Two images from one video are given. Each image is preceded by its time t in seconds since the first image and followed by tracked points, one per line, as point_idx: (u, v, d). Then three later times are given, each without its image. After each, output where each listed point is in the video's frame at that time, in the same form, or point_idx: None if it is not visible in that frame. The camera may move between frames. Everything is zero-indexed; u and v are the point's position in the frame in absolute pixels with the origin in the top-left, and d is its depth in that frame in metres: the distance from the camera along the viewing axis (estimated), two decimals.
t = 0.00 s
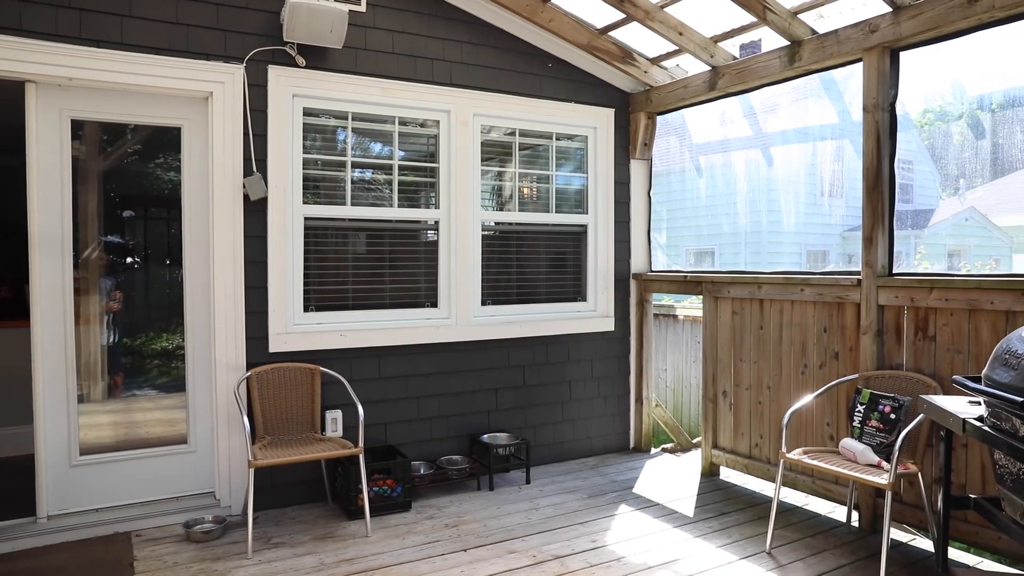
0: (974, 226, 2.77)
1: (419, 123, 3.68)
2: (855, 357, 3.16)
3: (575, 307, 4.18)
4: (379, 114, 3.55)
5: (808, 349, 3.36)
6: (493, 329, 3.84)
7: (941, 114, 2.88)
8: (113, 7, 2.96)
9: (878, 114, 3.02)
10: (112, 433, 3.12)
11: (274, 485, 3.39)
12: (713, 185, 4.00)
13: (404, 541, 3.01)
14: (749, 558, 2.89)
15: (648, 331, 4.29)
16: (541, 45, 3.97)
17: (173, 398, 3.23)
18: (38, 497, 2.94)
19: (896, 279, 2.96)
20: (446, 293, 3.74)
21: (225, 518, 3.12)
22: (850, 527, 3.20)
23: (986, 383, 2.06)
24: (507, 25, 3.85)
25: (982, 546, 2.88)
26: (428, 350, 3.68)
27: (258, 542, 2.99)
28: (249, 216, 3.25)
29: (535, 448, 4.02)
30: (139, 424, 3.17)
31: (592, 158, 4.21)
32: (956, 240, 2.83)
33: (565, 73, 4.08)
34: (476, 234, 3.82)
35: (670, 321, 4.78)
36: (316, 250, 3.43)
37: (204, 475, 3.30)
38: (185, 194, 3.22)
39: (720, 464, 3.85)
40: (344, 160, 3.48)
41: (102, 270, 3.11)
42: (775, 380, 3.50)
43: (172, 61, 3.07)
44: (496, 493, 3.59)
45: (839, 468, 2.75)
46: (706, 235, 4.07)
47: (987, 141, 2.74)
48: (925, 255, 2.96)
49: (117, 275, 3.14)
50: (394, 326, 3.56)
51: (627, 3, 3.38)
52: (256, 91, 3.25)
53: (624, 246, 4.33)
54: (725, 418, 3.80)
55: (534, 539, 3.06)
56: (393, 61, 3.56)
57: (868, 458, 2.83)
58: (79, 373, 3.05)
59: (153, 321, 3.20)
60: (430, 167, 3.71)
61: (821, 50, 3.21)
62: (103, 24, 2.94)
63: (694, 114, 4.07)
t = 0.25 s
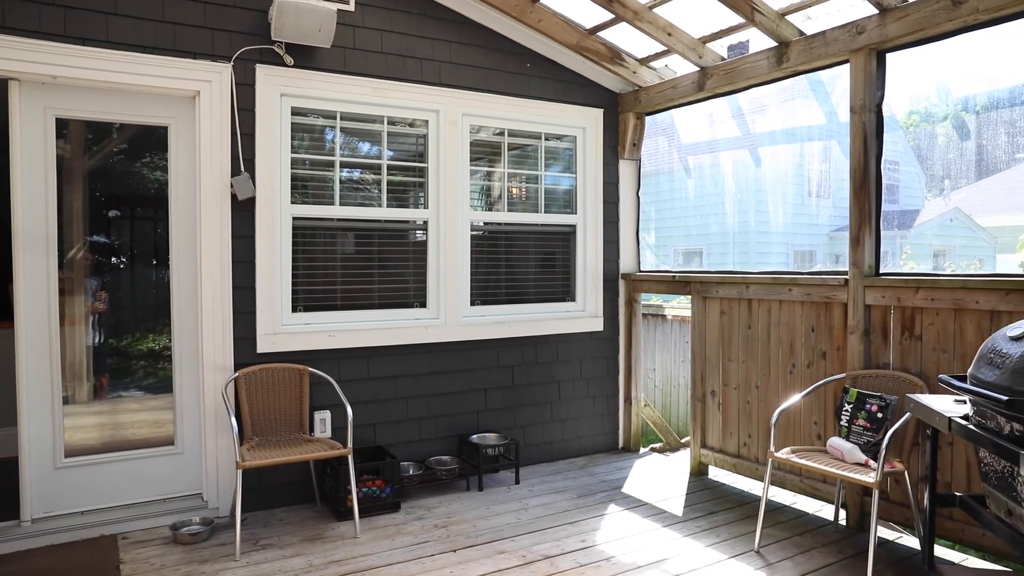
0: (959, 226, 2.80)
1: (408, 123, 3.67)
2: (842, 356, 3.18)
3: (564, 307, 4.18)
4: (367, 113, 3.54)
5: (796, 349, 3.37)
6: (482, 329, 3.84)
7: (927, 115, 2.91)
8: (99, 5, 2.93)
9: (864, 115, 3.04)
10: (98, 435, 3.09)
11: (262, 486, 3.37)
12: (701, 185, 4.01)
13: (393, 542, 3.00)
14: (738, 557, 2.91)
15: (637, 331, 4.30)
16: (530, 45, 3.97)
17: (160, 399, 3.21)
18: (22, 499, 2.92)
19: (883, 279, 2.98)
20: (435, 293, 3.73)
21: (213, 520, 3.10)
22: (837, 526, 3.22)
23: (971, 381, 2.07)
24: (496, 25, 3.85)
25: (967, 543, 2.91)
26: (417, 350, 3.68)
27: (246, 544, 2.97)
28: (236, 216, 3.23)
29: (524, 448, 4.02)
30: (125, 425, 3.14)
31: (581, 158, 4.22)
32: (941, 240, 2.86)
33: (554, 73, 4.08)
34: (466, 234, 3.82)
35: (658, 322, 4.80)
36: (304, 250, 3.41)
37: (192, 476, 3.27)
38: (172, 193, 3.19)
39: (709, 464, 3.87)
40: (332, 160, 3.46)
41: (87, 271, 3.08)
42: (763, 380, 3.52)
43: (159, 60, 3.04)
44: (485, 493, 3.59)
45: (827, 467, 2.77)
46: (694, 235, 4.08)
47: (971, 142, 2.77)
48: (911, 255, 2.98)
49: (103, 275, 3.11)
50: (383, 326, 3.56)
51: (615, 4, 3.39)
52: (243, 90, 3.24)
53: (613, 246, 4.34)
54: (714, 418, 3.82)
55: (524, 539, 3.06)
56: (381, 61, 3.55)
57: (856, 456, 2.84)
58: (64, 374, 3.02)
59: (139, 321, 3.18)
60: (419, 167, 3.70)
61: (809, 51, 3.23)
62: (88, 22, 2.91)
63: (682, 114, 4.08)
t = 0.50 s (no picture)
0: (946, 226, 2.82)
1: (398, 122, 3.66)
2: (831, 356, 3.19)
3: (555, 307, 4.19)
4: (358, 113, 3.53)
5: (786, 348, 3.39)
6: (472, 329, 3.83)
7: (914, 116, 2.92)
8: (87, 3, 2.91)
9: (853, 116, 3.06)
10: (85, 436, 3.06)
11: (252, 487, 3.36)
12: (691, 185, 4.03)
13: (384, 542, 2.99)
14: (729, 556, 2.91)
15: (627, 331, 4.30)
16: (521, 45, 3.97)
17: (148, 400, 3.18)
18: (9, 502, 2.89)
19: (872, 279, 2.99)
20: (425, 293, 3.73)
21: (202, 522, 3.09)
22: (827, 524, 3.23)
23: (959, 380, 2.09)
24: (486, 25, 3.85)
25: (954, 540, 2.93)
26: (407, 351, 3.67)
27: (236, 545, 2.96)
28: (226, 216, 3.22)
29: (515, 448, 4.02)
30: (113, 426, 3.11)
31: (571, 158, 4.22)
32: (929, 240, 2.88)
33: (545, 73, 4.09)
34: (456, 234, 3.81)
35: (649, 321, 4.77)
36: (294, 250, 3.40)
37: (181, 478, 3.25)
38: (160, 193, 3.17)
39: (699, 463, 3.88)
40: (322, 160, 3.45)
41: (75, 271, 3.05)
42: (753, 379, 3.53)
43: (147, 58, 3.02)
44: (476, 493, 3.59)
45: (817, 466, 2.78)
46: (684, 235, 4.09)
47: (958, 143, 2.79)
48: (899, 255, 3.00)
49: (90, 275, 3.07)
50: (374, 326, 3.55)
51: (606, 4, 3.39)
52: (233, 90, 3.22)
53: (603, 246, 4.35)
54: (704, 417, 3.83)
55: (515, 539, 3.05)
56: (372, 60, 3.54)
57: (845, 455, 2.86)
58: (51, 375, 2.99)
59: (128, 322, 3.15)
60: (410, 167, 3.69)
61: (798, 52, 3.24)
62: (76, 20, 2.89)
63: (673, 114, 4.09)
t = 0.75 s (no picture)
0: (932, 226, 2.84)
1: (387, 122, 3.66)
2: (820, 355, 3.21)
3: (544, 307, 4.19)
4: (347, 113, 3.52)
5: (774, 348, 3.41)
6: (462, 329, 3.83)
7: (901, 117, 2.95)
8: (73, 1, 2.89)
9: (841, 116, 3.08)
10: (71, 438, 3.03)
11: (241, 488, 3.34)
12: (681, 185, 4.04)
13: (374, 543, 2.98)
14: (718, 555, 2.92)
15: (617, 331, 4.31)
16: (510, 45, 3.97)
17: (136, 401, 3.16)
18: None
19: (860, 279, 3.01)
20: (415, 293, 3.72)
21: (191, 523, 3.07)
22: (815, 523, 3.25)
23: (945, 379, 2.10)
24: (476, 25, 3.85)
25: (940, 538, 2.96)
26: (397, 351, 3.66)
27: (224, 547, 2.94)
28: (214, 216, 3.20)
29: (505, 448, 4.02)
30: (100, 428, 3.09)
31: (561, 158, 4.23)
32: (916, 240, 2.90)
33: (535, 73, 4.09)
34: (445, 234, 3.81)
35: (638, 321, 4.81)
36: (283, 250, 3.39)
37: (169, 479, 3.23)
38: (148, 192, 3.15)
39: (689, 462, 3.89)
40: (311, 159, 3.44)
41: (61, 271, 3.02)
42: (742, 379, 3.54)
43: (135, 57, 3.00)
44: (466, 494, 3.58)
45: (805, 465, 2.79)
46: (673, 235, 4.11)
47: (945, 144, 2.81)
48: (887, 255, 3.02)
49: (77, 276, 3.05)
50: (364, 326, 3.54)
51: (595, 4, 3.40)
52: (221, 89, 3.21)
53: (593, 246, 4.36)
54: (693, 417, 3.84)
55: (505, 539, 3.05)
56: (361, 60, 3.53)
57: (833, 454, 2.88)
58: (37, 376, 2.97)
59: (115, 322, 3.12)
60: (399, 167, 3.69)
61: (787, 53, 3.26)
62: (62, 18, 2.87)
63: (662, 115, 4.10)
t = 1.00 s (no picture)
0: (921, 226, 2.86)
1: (379, 122, 3.65)
2: (810, 355, 3.23)
3: (536, 307, 4.19)
4: (338, 112, 3.51)
5: (765, 348, 3.42)
6: (454, 329, 3.83)
7: (891, 118, 2.96)
8: None
9: (831, 117, 3.10)
10: (60, 439, 3.01)
11: (231, 489, 3.33)
12: (672, 185, 4.05)
13: (365, 544, 2.98)
14: (709, 554, 2.93)
15: (608, 331, 4.32)
16: (502, 44, 3.98)
17: (125, 402, 3.14)
18: None
19: (850, 279, 3.03)
20: (406, 293, 3.72)
21: (181, 524, 3.05)
22: (806, 521, 3.26)
23: (934, 378, 2.11)
24: (467, 24, 3.84)
25: (929, 536, 2.97)
26: (388, 351, 3.66)
27: (215, 548, 2.93)
28: (204, 216, 3.19)
29: (496, 448, 4.02)
30: (89, 429, 3.07)
31: (552, 158, 4.23)
32: (905, 240, 2.92)
33: (526, 73, 4.09)
34: (437, 234, 3.81)
35: (630, 320, 4.82)
36: (274, 250, 3.38)
37: (159, 480, 3.21)
38: (138, 192, 3.14)
39: (680, 462, 3.90)
40: (302, 159, 3.43)
41: (50, 271, 3.00)
42: (733, 378, 3.56)
43: (124, 56, 2.99)
44: (457, 494, 3.58)
45: (795, 464, 2.81)
46: (664, 235, 4.12)
47: (933, 144, 2.83)
48: (877, 255, 3.04)
49: (66, 276, 3.03)
50: (355, 326, 3.53)
51: (586, 5, 3.41)
52: (211, 88, 3.19)
53: (584, 246, 4.37)
54: (685, 416, 3.85)
55: (496, 539, 3.05)
56: (352, 60, 3.53)
57: (823, 453, 2.89)
58: (25, 377, 2.94)
59: (104, 323, 3.10)
60: (390, 167, 3.68)
61: (777, 53, 3.27)
62: (50, 16, 2.85)
63: (653, 115, 4.11)
